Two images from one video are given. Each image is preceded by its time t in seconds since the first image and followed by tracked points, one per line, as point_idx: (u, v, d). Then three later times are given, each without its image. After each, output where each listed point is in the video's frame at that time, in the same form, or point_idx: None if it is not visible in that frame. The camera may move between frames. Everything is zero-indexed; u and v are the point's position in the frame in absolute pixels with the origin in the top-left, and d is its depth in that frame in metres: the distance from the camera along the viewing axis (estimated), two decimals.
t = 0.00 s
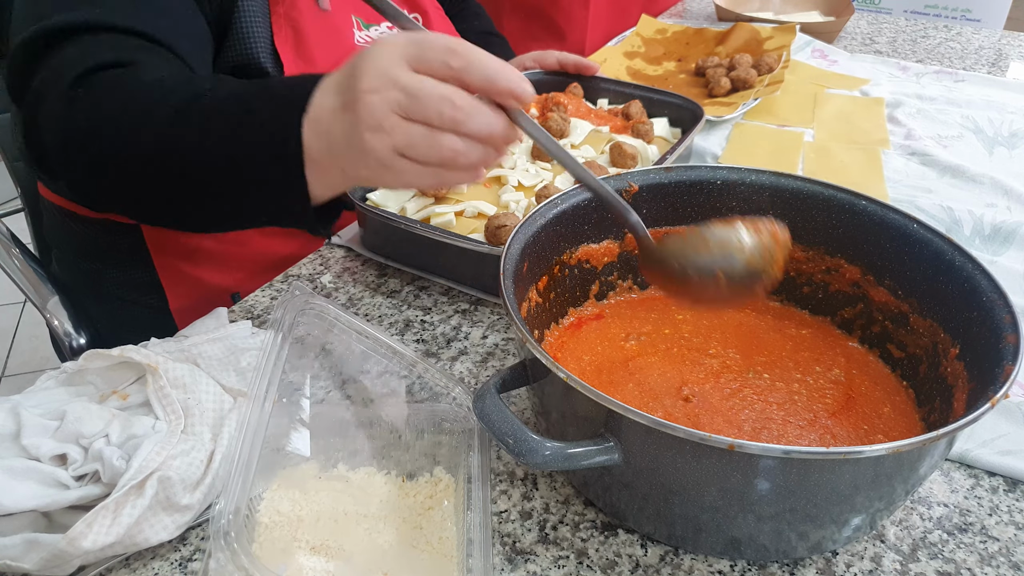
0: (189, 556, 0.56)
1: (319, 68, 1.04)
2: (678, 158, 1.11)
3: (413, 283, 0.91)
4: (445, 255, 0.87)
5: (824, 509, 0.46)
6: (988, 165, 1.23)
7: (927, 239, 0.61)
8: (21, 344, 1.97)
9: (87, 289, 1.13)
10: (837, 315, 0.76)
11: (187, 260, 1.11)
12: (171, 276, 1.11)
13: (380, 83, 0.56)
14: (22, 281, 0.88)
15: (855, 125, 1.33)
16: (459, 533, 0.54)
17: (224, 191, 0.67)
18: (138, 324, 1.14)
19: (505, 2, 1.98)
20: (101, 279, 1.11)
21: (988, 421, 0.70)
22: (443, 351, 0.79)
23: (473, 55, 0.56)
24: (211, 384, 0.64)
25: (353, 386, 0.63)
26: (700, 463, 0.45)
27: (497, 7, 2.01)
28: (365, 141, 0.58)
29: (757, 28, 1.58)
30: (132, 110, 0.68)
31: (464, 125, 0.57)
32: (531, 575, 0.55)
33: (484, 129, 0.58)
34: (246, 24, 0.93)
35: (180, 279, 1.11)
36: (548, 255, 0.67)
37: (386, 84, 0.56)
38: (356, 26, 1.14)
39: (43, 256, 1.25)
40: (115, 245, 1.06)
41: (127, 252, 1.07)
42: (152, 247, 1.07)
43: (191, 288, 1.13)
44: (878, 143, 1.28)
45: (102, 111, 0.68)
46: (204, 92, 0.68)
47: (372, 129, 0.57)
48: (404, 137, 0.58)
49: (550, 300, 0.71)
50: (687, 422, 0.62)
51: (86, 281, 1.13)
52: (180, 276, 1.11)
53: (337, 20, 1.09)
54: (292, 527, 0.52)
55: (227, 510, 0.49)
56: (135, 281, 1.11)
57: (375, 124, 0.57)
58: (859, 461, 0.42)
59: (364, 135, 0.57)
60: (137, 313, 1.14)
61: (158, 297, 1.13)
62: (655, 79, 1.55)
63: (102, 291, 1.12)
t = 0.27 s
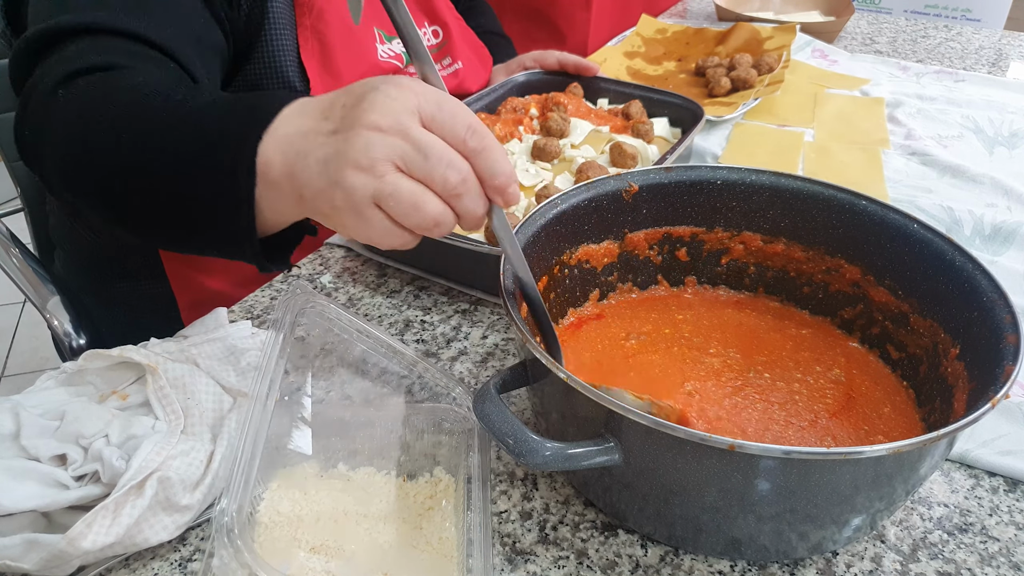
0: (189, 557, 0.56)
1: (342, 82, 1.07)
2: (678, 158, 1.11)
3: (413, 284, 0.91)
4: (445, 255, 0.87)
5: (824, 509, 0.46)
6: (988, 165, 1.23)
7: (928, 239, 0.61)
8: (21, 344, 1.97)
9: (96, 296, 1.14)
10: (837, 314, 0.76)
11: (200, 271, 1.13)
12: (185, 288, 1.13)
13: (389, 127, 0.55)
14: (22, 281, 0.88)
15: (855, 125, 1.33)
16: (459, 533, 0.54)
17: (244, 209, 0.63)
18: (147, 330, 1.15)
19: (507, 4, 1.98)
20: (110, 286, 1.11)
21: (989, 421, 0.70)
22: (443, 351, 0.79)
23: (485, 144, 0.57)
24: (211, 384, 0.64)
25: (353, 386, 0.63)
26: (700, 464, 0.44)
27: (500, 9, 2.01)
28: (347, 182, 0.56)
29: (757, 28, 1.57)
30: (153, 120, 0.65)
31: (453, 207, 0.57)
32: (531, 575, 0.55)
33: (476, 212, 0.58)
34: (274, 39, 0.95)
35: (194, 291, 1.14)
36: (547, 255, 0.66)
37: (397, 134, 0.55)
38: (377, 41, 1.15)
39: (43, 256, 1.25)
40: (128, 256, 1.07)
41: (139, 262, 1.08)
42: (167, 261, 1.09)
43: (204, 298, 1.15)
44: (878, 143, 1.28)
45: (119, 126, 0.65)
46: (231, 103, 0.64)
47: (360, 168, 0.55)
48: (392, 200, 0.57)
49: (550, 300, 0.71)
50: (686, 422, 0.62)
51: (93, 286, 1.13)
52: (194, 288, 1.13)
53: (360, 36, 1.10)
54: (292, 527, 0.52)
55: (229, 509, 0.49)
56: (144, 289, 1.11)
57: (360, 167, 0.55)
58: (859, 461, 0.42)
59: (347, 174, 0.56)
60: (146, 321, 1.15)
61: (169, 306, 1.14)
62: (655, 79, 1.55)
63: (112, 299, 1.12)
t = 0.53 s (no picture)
0: (189, 556, 0.56)
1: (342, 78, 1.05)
2: (678, 158, 1.11)
3: (413, 284, 0.91)
4: (445, 255, 0.87)
5: (824, 509, 0.46)
6: (988, 165, 1.23)
7: (928, 239, 0.61)
8: (21, 344, 1.97)
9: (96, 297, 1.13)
10: (838, 316, 0.76)
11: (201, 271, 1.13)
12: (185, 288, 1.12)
13: (449, 191, 0.58)
14: (22, 281, 0.88)
15: (855, 125, 1.33)
16: (459, 533, 0.54)
17: (261, 197, 0.67)
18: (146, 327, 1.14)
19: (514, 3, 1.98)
20: (110, 283, 1.10)
21: (989, 421, 0.70)
22: (443, 351, 0.79)
23: (535, 168, 0.54)
24: (212, 384, 0.64)
25: (353, 386, 0.63)
26: (700, 464, 0.44)
27: (506, 8, 2.00)
28: (435, 229, 0.63)
29: (757, 28, 1.57)
30: (177, 116, 0.68)
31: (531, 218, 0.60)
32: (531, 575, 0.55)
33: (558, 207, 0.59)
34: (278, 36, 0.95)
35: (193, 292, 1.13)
36: (547, 255, 0.66)
37: (461, 193, 0.58)
38: (377, 37, 1.12)
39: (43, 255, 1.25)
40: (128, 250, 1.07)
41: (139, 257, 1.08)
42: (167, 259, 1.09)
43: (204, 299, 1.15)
44: (878, 143, 1.28)
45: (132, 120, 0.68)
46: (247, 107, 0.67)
47: (443, 222, 0.61)
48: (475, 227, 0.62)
49: (550, 300, 0.71)
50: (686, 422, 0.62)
51: (92, 282, 1.13)
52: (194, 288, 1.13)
53: (359, 31, 1.07)
54: (292, 527, 0.52)
55: (229, 509, 0.49)
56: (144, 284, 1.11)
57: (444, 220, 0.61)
58: (859, 461, 0.42)
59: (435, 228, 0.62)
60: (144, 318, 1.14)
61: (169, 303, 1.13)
62: (655, 79, 1.55)
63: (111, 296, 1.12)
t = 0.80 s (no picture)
0: (189, 556, 0.56)
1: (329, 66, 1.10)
2: (678, 159, 1.11)
3: (413, 284, 0.91)
4: (445, 254, 0.87)
5: (824, 509, 0.46)
6: (988, 165, 1.23)
7: (928, 239, 0.61)
8: (21, 344, 1.97)
9: (90, 286, 1.14)
10: (837, 314, 0.76)
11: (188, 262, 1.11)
12: (173, 279, 1.11)
13: (284, 50, 0.64)
14: (22, 281, 0.88)
15: (855, 125, 1.33)
16: (459, 533, 0.54)
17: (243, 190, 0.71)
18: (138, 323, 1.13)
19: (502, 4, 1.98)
20: (104, 277, 1.11)
21: (988, 421, 0.70)
22: (443, 351, 0.79)
23: (370, 14, 0.60)
24: (212, 384, 0.64)
25: (353, 386, 0.63)
26: (700, 464, 0.44)
27: (493, 7, 2.00)
28: (288, 100, 0.70)
29: (757, 28, 1.57)
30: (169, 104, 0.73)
31: (380, 65, 0.66)
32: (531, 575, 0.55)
33: (403, 53, 0.66)
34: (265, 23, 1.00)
35: (182, 283, 1.12)
36: (547, 255, 0.66)
37: (297, 48, 0.64)
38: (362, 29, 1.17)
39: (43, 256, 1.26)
40: (119, 242, 1.07)
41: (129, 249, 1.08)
42: (153, 247, 1.08)
43: (194, 292, 1.13)
44: (878, 143, 1.28)
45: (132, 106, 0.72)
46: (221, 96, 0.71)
47: (289, 89, 0.68)
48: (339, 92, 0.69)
49: (550, 300, 0.71)
50: (686, 423, 0.62)
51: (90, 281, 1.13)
52: (181, 279, 1.11)
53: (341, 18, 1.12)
54: (292, 527, 0.52)
55: (228, 510, 0.49)
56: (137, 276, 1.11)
57: (291, 88, 0.68)
58: (859, 461, 0.42)
59: (285, 97, 0.69)
60: (137, 314, 1.13)
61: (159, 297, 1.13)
62: (655, 79, 1.55)
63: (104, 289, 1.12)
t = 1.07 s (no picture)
0: (189, 556, 0.56)
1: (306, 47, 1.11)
2: (678, 158, 1.11)
3: (413, 283, 0.91)
4: (445, 254, 0.87)
5: (824, 509, 0.46)
6: (988, 165, 1.23)
7: (928, 240, 0.61)
8: (21, 345, 1.97)
9: (82, 282, 1.13)
10: (836, 313, 0.76)
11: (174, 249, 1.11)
12: (162, 268, 1.11)
13: (289, 15, 0.74)
14: (22, 281, 0.88)
15: (855, 125, 1.33)
16: (459, 533, 0.54)
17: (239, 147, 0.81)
18: (132, 316, 1.13)
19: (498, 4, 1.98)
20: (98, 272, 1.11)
21: (988, 421, 0.70)
22: (443, 351, 0.79)
23: None
24: (212, 384, 0.64)
25: (353, 386, 0.63)
26: (700, 464, 0.44)
27: (489, 11, 2.01)
28: (279, 64, 0.77)
29: (757, 28, 1.57)
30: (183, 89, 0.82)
31: (362, 49, 0.77)
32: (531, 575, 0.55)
33: (382, 45, 0.78)
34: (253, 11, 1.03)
35: (170, 271, 1.12)
36: (547, 255, 0.66)
37: (298, 15, 0.74)
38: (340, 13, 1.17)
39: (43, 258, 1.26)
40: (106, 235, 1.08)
41: (116, 241, 1.08)
42: (140, 236, 1.08)
43: (182, 280, 1.13)
44: (878, 143, 1.28)
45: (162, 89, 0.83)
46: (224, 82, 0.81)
47: (283, 51, 0.76)
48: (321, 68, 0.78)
49: (550, 301, 0.71)
50: (686, 422, 0.62)
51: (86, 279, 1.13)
52: (169, 267, 1.11)
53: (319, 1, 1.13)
54: (292, 527, 0.52)
55: (229, 510, 0.49)
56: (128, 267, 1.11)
57: (284, 49, 0.76)
58: (859, 461, 0.42)
59: (278, 59, 0.76)
60: (131, 307, 1.13)
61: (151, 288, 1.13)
62: (655, 79, 1.55)
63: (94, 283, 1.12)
